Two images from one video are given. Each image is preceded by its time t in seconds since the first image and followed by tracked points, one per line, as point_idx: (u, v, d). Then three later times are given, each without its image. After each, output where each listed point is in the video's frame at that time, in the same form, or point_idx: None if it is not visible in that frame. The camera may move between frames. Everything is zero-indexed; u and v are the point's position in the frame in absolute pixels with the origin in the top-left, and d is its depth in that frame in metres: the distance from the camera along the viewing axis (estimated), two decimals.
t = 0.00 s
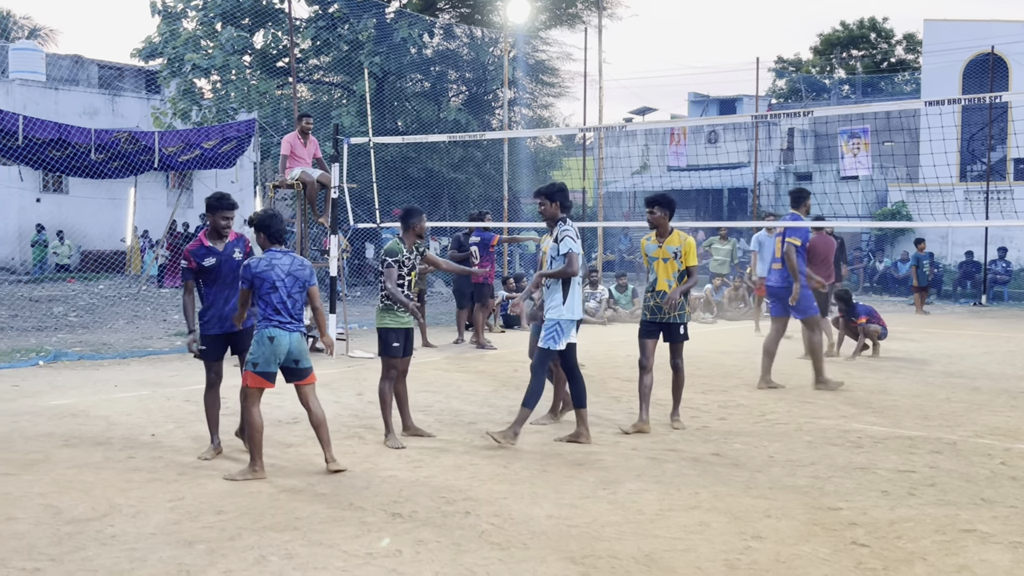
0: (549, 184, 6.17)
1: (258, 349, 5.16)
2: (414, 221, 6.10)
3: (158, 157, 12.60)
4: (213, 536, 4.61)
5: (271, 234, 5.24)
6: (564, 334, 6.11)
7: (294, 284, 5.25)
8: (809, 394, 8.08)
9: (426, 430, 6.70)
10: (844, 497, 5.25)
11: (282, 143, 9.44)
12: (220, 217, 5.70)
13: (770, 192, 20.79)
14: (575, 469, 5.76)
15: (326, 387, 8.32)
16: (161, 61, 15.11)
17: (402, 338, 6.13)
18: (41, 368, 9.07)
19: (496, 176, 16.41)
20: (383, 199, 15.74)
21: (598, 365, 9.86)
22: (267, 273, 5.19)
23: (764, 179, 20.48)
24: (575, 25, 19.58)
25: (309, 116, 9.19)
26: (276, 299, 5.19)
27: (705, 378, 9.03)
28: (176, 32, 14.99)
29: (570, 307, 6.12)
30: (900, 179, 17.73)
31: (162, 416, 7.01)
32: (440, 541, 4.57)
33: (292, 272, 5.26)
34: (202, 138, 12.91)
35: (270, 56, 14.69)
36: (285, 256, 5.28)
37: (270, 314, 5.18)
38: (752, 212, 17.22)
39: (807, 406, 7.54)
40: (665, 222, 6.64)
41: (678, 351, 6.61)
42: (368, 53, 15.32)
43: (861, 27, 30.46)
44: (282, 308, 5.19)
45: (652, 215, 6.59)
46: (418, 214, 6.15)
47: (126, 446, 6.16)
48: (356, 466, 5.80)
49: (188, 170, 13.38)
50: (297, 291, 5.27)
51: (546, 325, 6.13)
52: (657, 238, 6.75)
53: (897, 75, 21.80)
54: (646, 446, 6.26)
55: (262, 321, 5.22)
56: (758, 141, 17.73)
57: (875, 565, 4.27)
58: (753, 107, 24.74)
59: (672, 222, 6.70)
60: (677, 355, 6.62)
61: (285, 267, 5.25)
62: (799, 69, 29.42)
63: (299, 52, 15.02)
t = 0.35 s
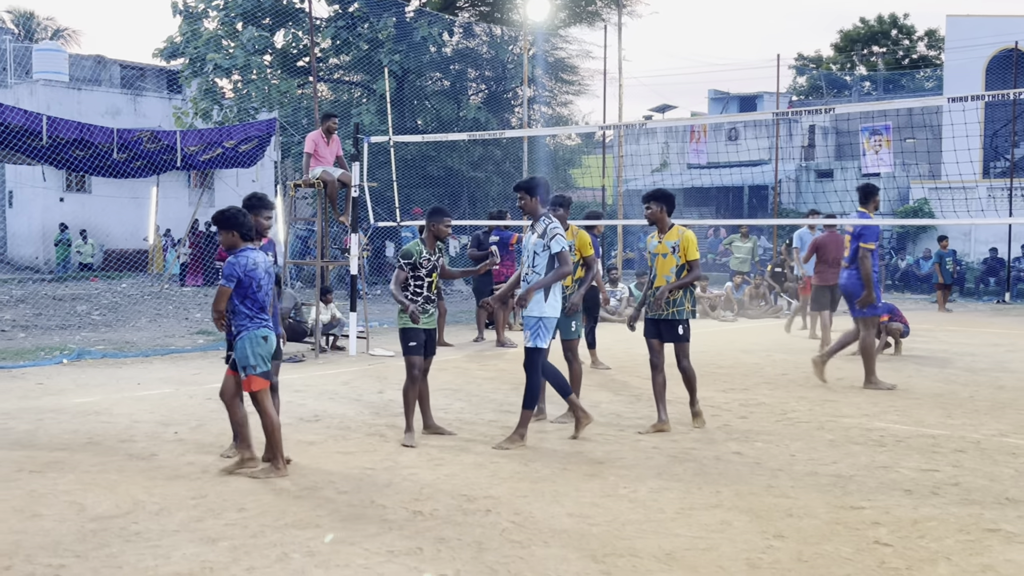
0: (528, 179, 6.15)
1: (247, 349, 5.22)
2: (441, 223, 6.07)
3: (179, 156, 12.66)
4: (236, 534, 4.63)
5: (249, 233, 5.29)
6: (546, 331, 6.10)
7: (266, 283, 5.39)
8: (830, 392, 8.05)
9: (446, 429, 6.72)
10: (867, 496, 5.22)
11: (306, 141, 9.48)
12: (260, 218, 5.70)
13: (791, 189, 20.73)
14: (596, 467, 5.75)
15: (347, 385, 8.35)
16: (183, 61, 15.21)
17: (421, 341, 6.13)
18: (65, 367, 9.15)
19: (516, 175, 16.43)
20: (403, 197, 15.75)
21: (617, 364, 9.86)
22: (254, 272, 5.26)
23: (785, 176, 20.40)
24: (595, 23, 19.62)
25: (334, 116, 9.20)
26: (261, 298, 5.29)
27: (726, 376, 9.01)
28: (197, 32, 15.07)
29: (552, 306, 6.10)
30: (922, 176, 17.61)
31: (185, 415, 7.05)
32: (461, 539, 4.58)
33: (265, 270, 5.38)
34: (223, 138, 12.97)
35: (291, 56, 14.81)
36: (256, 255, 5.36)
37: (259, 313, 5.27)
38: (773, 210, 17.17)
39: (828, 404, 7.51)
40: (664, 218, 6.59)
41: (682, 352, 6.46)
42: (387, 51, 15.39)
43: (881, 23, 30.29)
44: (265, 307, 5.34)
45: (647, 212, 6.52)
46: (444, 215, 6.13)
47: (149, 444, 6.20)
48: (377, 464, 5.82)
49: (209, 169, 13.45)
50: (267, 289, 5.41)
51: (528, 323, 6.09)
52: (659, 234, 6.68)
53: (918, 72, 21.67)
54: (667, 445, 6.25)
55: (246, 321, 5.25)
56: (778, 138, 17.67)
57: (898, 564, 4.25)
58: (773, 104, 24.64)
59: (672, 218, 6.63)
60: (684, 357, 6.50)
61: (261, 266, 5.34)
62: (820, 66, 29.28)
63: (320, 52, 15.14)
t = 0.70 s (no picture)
0: (522, 178, 6.11)
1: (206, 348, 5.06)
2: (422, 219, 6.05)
3: (194, 156, 12.62)
4: (251, 532, 4.65)
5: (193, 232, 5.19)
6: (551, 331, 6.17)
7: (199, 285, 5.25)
8: (846, 391, 8.01)
9: (460, 427, 6.73)
10: (883, 495, 5.20)
11: (323, 139, 9.50)
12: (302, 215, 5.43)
13: (807, 187, 20.66)
14: (610, 466, 5.74)
15: (361, 384, 8.38)
16: (198, 60, 15.30)
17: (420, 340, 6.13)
18: (82, 365, 9.21)
19: (530, 173, 16.43)
20: (416, 196, 15.74)
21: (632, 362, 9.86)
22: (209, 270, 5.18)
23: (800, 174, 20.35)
24: (610, 21, 19.61)
25: (352, 115, 9.22)
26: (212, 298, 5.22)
27: (740, 375, 8.98)
28: (212, 31, 15.14)
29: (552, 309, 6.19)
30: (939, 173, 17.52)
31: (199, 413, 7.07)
32: (475, 537, 4.58)
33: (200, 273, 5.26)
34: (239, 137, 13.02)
35: (305, 55, 14.89)
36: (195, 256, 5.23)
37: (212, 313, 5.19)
38: (788, 208, 17.11)
39: (844, 403, 7.48)
40: (665, 216, 6.52)
41: (665, 349, 6.39)
42: (401, 50, 15.43)
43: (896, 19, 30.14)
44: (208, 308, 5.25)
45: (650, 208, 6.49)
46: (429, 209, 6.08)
47: (165, 442, 6.23)
48: (391, 462, 5.83)
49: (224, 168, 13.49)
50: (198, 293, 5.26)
51: (530, 326, 6.16)
52: (662, 232, 6.64)
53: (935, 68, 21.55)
54: (681, 443, 6.24)
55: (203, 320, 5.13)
56: (793, 136, 17.62)
57: (914, 563, 4.22)
58: (789, 102, 24.57)
59: (674, 217, 6.56)
60: (668, 352, 6.38)
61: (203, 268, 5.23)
62: (835, 64, 29.15)
63: (334, 50, 15.18)
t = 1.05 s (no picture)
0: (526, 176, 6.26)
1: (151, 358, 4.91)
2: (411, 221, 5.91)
3: (205, 155, 12.71)
4: (263, 531, 4.66)
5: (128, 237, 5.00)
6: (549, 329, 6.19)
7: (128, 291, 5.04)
8: (858, 390, 7.99)
9: (471, 426, 6.74)
10: (895, 494, 5.18)
11: (336, 138, 9.52)
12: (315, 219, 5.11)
13: (818, 186, 20.60)
14: (621, 465, 5.74)
15: (373, 383, 8.39)
16: (209, 60, 15.34)
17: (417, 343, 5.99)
18: (94, 363, 9.25)
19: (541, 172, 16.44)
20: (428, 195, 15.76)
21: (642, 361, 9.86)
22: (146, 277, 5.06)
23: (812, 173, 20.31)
24: (621, 19, 19.58)
25: (365, 115, 9.25)
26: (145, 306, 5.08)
27: (752, 373, 8.97)
28: (223, 30, 15.19)
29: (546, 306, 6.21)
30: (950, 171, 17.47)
31: (211, 412, 7.09)
32: (487, 536, 4.58)
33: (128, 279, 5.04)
34: (251, 136, 13.07)
35: (316, 55, 14.67)
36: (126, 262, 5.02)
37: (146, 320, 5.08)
38: (800, 207, 17.09)
39: (856, 402, 7.46)
40: (660, 214, 6.45)
41: (665, 352, 6.31)
42: (412, 49, 15.47)
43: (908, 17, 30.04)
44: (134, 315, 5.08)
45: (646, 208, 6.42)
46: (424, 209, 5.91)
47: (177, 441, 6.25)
48: (403, 461, 5.84)
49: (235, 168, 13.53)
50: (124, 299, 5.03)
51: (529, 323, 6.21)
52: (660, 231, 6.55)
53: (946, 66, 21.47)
54: (692, 442, 6.23)
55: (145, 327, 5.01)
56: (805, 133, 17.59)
57: (927, 563, 4.20)
58: (801, 100, 24.53)
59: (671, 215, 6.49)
60: (667, 357, 6.31)
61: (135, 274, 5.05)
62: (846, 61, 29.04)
63: (345, 50, 15.20)
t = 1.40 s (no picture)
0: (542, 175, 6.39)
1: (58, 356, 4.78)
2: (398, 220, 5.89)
3: (213, 155, 12.72)
4: (271, 530, 4.67)
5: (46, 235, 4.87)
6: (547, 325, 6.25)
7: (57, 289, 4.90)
8: (866, 389, 7.98)
9: (479, 425, 6.75)
10: (904, 494, 5.16)
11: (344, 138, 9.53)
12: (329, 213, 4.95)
13: (826, 185, 20.57)
14: (629, 464, 5.74)
15: (380, 382, 8.40)
16: (218, 60, 15.35)
17: (402, 345, 5.86)
18: (103, 363, 9.28)
19: (549, 171, 16.44)
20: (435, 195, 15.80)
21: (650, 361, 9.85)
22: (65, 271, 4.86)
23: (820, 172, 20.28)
24: (628, 18, 19.57)
25: (374, 115, 9.27)
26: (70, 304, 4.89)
27: (759, 373, 8.96)
28: (231, 31, 15.20)
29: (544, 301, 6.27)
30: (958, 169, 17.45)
31: (219, 412, 7.09)
32: (494, 536, 4.58)
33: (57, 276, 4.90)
34: (258, 136, 13.10)
35: (324, 55, 14.87)
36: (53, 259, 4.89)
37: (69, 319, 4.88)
38: (808, 206, 17.06)
39: (864, 401, 7.44)
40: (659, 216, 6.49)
41: (668, 352, 6.32)
42: (419, 49, 15.46)
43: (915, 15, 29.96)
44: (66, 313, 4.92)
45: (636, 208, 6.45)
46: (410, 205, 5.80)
47: (186, 440, 6.26)
48: (410, 460, 5.84)
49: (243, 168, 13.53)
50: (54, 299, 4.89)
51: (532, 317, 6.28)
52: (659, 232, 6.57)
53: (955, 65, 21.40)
54: (699, 442, 6.23)
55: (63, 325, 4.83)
56: (813, 132, 17.58)
57: (936, 563, 4.20)
58: (809, 99, 24.48)
59: (667, 216, 6.52)
60: (670, 358, 6.34)
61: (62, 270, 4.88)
62: (854, 60, 29.00)
63: (352, 50, 15.22)
